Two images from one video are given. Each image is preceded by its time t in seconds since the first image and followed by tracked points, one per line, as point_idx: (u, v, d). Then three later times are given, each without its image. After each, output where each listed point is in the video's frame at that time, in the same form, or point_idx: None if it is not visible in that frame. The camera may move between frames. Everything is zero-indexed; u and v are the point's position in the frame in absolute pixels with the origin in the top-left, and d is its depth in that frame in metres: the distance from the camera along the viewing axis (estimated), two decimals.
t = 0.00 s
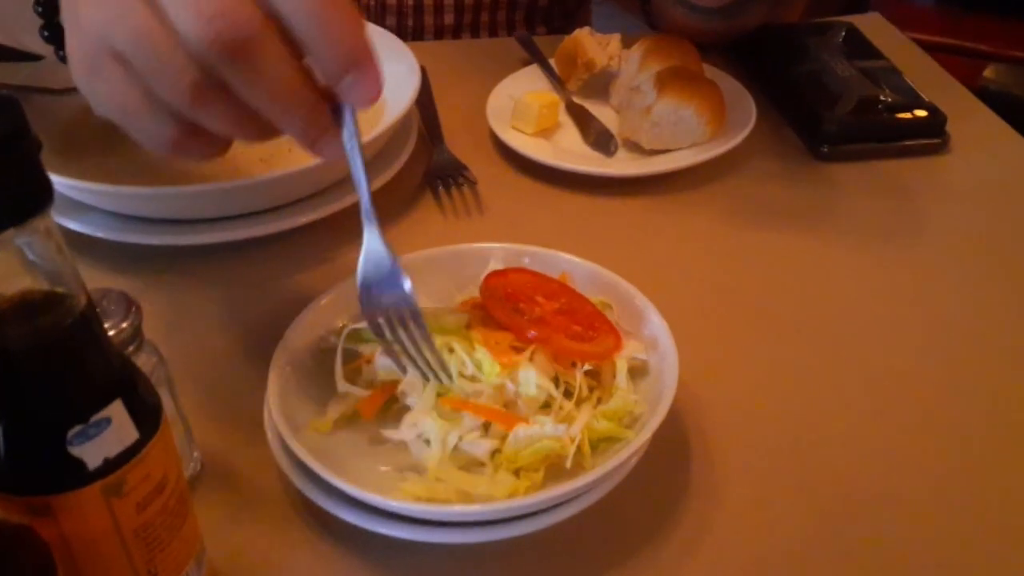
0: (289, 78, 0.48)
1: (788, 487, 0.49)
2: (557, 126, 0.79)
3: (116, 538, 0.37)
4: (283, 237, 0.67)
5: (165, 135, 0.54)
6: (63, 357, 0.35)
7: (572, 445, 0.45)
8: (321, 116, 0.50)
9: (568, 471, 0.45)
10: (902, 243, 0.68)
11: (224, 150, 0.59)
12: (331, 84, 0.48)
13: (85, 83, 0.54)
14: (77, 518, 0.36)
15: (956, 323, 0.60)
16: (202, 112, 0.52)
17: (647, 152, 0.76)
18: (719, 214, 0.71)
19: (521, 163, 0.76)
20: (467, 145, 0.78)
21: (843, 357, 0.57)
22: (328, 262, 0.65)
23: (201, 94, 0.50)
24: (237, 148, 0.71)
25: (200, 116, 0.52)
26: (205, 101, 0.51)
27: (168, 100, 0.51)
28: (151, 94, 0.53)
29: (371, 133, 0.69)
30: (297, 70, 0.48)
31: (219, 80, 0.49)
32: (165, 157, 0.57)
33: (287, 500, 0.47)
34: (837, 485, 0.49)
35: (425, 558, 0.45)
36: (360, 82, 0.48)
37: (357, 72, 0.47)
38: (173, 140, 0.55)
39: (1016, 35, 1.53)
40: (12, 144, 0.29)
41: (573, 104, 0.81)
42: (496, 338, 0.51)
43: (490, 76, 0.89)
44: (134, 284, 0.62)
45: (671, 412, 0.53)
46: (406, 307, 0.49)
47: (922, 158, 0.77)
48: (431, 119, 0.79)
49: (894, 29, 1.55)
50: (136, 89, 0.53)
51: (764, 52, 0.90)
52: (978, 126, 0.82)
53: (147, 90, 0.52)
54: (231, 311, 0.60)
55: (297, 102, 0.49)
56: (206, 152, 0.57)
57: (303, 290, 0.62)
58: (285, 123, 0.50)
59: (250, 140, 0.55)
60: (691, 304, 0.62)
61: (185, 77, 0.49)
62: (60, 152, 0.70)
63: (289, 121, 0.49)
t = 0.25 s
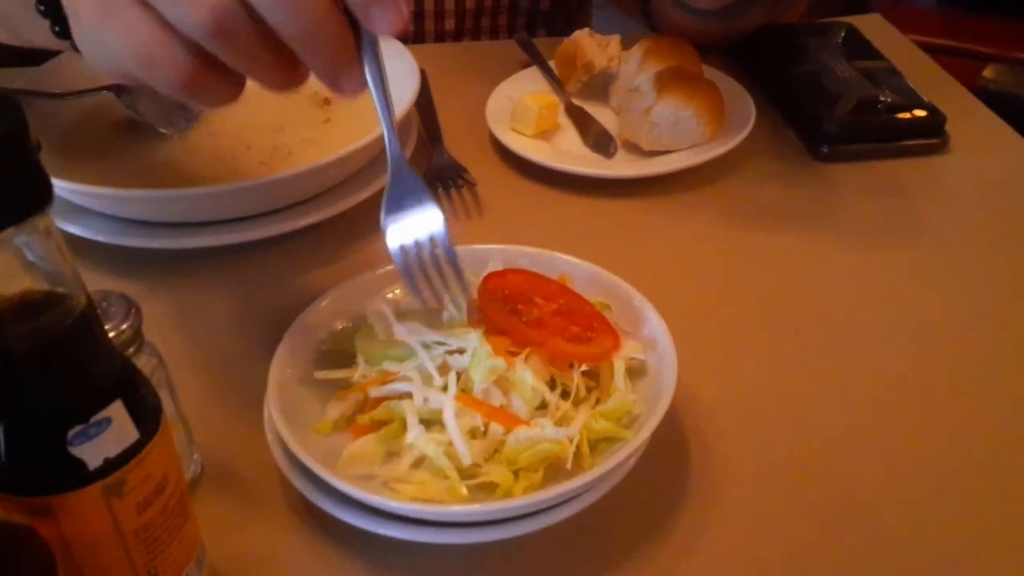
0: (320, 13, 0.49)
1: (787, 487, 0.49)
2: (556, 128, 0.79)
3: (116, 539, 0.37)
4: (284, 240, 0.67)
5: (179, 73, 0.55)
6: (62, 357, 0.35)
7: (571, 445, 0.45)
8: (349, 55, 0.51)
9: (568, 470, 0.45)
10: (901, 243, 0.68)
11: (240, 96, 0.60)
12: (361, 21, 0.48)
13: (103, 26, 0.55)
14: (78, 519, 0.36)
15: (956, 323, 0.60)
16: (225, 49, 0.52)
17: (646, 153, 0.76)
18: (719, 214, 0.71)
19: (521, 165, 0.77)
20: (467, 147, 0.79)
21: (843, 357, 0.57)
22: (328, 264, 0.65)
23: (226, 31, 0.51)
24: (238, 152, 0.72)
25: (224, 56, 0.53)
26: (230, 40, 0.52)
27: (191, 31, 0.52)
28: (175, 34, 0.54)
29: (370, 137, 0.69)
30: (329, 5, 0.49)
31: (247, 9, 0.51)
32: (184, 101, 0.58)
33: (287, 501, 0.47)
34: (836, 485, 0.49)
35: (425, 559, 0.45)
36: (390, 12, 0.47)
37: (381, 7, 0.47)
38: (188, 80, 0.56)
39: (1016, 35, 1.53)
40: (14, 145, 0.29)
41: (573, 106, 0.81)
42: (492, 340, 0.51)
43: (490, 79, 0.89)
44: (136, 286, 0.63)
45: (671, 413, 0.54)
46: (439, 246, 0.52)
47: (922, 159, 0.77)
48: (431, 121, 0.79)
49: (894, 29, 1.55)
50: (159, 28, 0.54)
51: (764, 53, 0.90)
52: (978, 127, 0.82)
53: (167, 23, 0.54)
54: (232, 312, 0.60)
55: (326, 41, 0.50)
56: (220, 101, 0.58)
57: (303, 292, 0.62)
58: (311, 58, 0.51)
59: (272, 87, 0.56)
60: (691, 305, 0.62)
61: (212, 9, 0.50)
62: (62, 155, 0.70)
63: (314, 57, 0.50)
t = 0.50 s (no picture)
0: (373, 84, 0.50)
1: (785, 488, 0.49)
2: (557, 130, 0.79)
3: (118, 538, 0.37)
4: (285, 242, 0.68)
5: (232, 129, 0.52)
6: (67, 358, 0.36)
7: (574, 449, 0.45)
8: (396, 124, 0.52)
9: (571, 473, 0.45)
10: (900, 245, 0.68)
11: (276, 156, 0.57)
12: (408, 93, 0.50)
13: (143, 83, 0.52)
14: (80, 518, 0.36)
15: (954, 325, 0.60)
16: (272, 111, 0.51)
17: (646, 155, 0.76)
18: (718, 217, 0.71)
19: (521, 167, 0.77)
20: (468, 149, 0.79)
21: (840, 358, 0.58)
22: (329, 265, 0.65)
23: (276, 90, 0.50)
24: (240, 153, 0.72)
25: (269, 118, 0.52)
26: (277, 104, 0.51)
27: (240, 100, 0.50)
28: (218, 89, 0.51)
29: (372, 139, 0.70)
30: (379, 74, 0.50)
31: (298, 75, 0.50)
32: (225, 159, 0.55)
33: (288, 500, 0.48)
34: (835, 486, 0.49)
35: (425, 558, 0.45)
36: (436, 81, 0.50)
37: (432, 77, 0.49)
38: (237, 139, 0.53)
39: (1014, 37, 1.53)
40: (22, 150, 0.30)
41: (573, 108, 0.82)
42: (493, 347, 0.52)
43: (490, 81, 0.89)
44: (138, 287, 0.63)
45: (670, 414, 0.54)
46: (474, 298, 0.52)
47: (922, 161, 0.78)
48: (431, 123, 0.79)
49: (893, 31, 1.55)
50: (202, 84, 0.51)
51: (763, 55, 0.90)
52: (976, 130, 0.83)
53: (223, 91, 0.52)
54: (232, 314, 0.60)
55: (376, 106, 0.50)
56: (265, 152, 0.55)
57: (305, 293, 0.62)
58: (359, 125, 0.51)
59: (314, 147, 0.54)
60: (690, 307, 0.62)
61: (264, 75, 0.49)
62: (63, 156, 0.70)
63: (364, 122, 0.51)
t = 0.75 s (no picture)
0: (342, 98, 0.49)
1: (788, 489, 0.50)
2: (559, 134, 0.80)
3: (125, 536, 0.38)
4: (289, 243, 0.68)
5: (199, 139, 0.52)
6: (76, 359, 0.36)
7: (576, 451, 0.46)
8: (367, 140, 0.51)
9: (573, 474, 0.45)
10: (899, 249, 0.68)
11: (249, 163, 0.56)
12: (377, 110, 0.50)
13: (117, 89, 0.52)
14: (88, 517, 0.37)
15: (953, 329, 0.61)
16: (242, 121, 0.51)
17: (647, 159, 0.77)
18: (720, 220, 0.72)
19: (524, 170, 0.77)
20: (471, 152, 0.79)
21: (840, 361, 0.58)
22: (333, 267, 0.66)
23: (244, 102, 0.50)
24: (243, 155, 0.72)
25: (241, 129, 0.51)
26: (246, 114, 0.50)
27: (209, 109, 0.50)
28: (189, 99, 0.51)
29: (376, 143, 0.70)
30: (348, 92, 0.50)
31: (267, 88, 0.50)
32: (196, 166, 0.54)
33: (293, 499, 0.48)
34: (837, 489, 0.50)
35: (428, 557, 0.45)
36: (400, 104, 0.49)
37: (399, 99, 0.49)
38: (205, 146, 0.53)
39: (1012, 43, 1.54)
40: (35, 158, 0.30)
41: (575, 112, 0.82)
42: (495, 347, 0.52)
43: (493, 84, 0.89)
44: (143, 288, 0.63)
45: (672, 416, 0.54)
46: (444, 319, 0.51)
47: (922, 166, 0.78)
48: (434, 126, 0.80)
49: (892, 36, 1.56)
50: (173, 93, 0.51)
51: (764, 60, 0.90)
52: (975, 134, 0.83)
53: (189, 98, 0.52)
54: (237, 314, 0.61)
55: (345, 122, 0.50)
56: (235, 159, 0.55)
57: (309, 294, 0.63)
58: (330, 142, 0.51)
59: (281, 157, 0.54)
60: (692, 309, 0.62)
61: (232, 86, 0.49)
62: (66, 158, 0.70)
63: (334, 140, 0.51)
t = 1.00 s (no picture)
0: (398, 114, 0.52)
1: (790, 490, 0.50)
2: (563, 138, 0.80)
3: (137, 532, 0.38)
4: (296, 246, 0.69)
5: (262, 152, 0.55)
6: (88, 355, 0.36)
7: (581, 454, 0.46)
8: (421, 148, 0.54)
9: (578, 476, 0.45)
10: (901, 253, 0.69)
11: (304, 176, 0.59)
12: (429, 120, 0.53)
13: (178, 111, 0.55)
14: (100, 513, 0.37)
15: (955, 332, 0.61)
16: (305, 135, 0.54)
17: (651, 164, 0.77)
18: (724, 223, 0.72)
19: (529, 174, 0.78)
20: (476, 156, 0.80)
21: (844, 363, 0.59)
22: (340, 269, 0.66)
23: (308, 115, 0.53)
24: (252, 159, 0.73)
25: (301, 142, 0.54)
26: (307, 128, 0.53)
27: (275, 126, 0.53)
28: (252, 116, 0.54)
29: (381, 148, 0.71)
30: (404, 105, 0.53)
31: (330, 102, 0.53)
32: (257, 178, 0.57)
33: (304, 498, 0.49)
34: (841, 489, 0.50)
35: (436, 558, 0.46)
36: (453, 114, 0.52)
37: (451, 109, 0.52)
38: (267, 161, 0.55)
39: (1014, 49, 1.54)
40: (46, 156, 0.31)
41: (579, 117, 0.83)
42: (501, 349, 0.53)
43: (498, 89, 0.90)
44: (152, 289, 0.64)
45: (676, 416, 0.55)
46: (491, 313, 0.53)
47: (923, 171, 0.79)
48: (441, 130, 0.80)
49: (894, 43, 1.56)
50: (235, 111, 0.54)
51: (767, 66, 0.91)
52: (977, 140, 0.84)
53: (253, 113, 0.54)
54: (246, 313, 0.61)
55: (404, 132, 0.53)
56: (293, 171, 0.57)
57: (316, 295, 0.63)
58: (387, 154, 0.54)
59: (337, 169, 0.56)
60: (696, 311, 0.63)
61: (296, 103, 0.52)
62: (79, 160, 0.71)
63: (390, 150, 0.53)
